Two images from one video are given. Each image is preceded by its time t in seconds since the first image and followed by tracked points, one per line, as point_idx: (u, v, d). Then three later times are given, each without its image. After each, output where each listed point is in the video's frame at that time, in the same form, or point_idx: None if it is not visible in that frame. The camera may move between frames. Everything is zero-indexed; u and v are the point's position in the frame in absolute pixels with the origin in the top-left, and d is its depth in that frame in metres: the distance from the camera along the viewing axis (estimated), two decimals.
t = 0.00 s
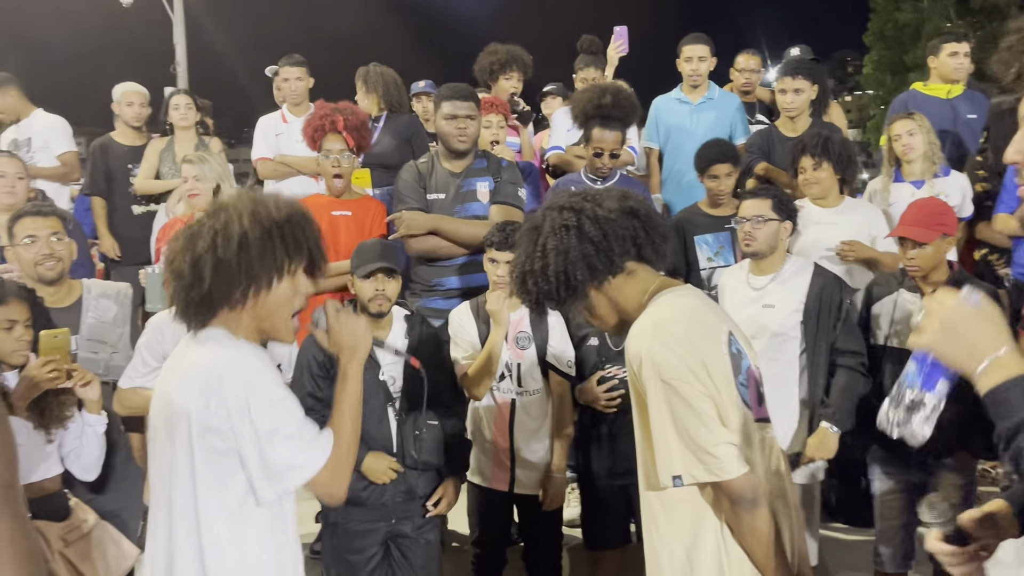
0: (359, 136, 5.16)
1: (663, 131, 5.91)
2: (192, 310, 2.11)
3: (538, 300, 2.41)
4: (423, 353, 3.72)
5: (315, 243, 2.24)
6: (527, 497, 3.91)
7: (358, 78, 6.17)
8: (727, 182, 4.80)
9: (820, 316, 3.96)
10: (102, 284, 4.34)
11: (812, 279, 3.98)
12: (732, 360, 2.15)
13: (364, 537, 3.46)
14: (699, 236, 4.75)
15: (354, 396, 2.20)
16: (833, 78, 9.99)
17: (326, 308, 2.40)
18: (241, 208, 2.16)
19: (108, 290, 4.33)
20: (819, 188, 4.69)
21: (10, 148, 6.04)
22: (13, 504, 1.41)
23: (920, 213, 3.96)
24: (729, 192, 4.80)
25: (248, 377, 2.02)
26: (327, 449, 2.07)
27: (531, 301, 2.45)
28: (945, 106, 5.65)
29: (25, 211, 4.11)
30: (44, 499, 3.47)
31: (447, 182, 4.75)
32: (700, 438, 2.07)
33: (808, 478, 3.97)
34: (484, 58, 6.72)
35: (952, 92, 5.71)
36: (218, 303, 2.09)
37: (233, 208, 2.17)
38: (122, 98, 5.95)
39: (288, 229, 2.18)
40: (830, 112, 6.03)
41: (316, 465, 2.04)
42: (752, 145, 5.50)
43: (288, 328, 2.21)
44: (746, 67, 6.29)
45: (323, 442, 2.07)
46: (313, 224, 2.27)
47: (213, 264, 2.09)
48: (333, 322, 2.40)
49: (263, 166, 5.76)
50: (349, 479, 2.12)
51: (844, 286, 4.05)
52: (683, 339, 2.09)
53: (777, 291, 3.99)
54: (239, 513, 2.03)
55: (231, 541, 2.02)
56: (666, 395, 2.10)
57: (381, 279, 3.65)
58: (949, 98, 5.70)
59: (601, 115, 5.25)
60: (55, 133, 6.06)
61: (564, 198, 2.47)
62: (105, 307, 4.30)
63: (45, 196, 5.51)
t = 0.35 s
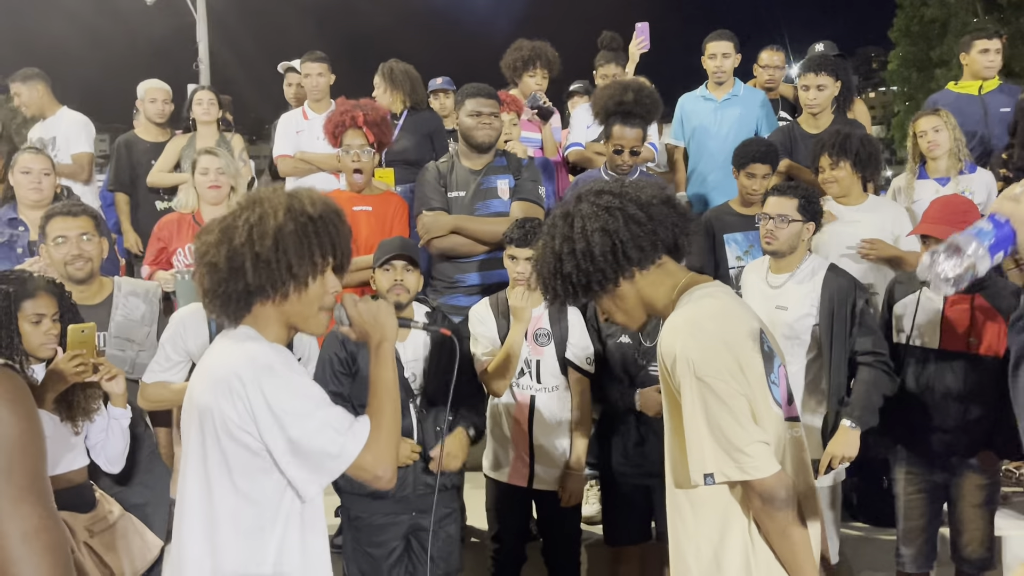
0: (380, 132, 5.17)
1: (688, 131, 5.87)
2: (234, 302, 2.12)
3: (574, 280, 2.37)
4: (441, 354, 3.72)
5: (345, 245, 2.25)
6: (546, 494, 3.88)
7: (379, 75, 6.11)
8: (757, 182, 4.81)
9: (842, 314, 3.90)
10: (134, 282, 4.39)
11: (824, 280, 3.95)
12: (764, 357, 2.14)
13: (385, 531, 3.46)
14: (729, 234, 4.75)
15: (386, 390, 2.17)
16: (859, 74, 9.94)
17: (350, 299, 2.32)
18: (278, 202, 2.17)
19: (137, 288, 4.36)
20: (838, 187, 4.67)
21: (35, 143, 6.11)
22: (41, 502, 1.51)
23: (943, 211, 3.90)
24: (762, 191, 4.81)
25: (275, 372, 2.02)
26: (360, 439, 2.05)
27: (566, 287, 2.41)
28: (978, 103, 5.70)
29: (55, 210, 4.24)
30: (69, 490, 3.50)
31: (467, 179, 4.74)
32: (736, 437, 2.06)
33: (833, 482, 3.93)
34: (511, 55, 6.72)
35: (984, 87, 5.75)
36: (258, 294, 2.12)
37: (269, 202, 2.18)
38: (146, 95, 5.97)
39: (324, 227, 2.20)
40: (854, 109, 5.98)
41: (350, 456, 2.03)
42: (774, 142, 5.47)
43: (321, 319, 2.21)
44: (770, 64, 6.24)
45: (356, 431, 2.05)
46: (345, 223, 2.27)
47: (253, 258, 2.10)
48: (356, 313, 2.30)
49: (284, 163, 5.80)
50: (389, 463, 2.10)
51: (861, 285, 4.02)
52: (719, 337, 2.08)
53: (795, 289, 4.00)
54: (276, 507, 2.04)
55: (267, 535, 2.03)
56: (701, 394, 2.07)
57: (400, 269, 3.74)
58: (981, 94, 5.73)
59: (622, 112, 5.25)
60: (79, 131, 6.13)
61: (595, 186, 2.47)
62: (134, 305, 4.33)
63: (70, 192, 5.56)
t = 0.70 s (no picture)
0: (375, 125, 5.15)
1: (681, 122, 5.90)
2: (236, 300, 2.14)
3: (567, 287, 2.40)
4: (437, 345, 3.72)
5: (347, 245, 2.25)
6: (542, 487, 3.91)
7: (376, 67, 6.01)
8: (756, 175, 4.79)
9: (842, 301, 3.95)
10: (144, 280, 4.41)
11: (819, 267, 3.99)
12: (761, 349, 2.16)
13: (385, 524, 3.48)
14: (730, 226, 4.76)
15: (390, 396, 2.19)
16: (858, 65, 9.92)
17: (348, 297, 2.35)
18: (281, 204, 2.19)
19: (148, 286, 4.37)
20: (831, 181, 4.66)
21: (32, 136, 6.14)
22: (30, 495, 1.35)
23: (936, 206, 3.91)
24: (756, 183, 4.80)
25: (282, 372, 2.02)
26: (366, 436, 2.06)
27: (558, 293, 2.46)
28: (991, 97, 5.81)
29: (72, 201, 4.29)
30: (68, 484, 3.52)
31: (466, 174, 4.74)
32: (743, 424, 2.07)
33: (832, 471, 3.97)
34: (508, 48, 6.71)
35: (1000, 83, 5.86)
36: (258, 294, 2.13)
37: (273, 202, 2.19)
38: (141, 87, 5.98)
39: (327, 227, 2.21)
40: (852, 101, 5.98)
41: (357, 456, 2.04)
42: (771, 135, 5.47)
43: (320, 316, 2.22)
44: (768, 56, 6.23)
45: (363, 427, 2.07)
46: (348, 224, 2.28)
47: (254, 258, 2.11)
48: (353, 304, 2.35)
49: (279, 155, 5.79)
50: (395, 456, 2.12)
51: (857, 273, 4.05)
52: (720, 329, 2.09)
53: (790, 284, 4.01)
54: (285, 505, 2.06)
55: (277, 532, 2.05)
56: (705, 383, 2.08)
57: (402, 271, 3.76)
58: (997, 88, 5.84)
59: (617, 105, 5.24)
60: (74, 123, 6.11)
61: (586, 186, 2.47)
62: (144, 303, 4.34)
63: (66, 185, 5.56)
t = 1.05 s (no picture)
0: (370, 113, 5.13)
1: (674, 114, 5.91)
2: (247, 285, 2.16)
3: (565, 271, 2.43)
4: (436, 331, 3.77)
5: (357, 227, 2.29)
6: (538, 478, 3.93)
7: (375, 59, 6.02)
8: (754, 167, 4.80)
9: (829, 296, 3.98)
10: (131, 265, 4.39)
11: (820, 260, 4.03)
12: (757, 344, 2.18)
13: (384, 514, 3.51)
14: (722, 220, 4.77)
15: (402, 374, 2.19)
16: (855, 59, 9.92)
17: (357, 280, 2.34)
18: (288, 186, 2.21)
19: (134, 271, 4.37)
20: (827, 176, 4.69)
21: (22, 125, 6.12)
22: (30, 482, 1.36)
23: (931, 198, 3.94)
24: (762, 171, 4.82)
25: (289, 357, 2.02)
26: (376, 421, 2.04)
27: (555, 275, 2.48)
28: (994, 90, 5.86)
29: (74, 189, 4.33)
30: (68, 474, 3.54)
31: (462, 168, 4.76)
32: (734, 420, 2.10)
33: (828, 464, 4.01)
34: (506, 40, 6.72)
35: (1005, 77, 5.87)
36: (269, 278, 2.15)
37: (280, 186, 2.21)
38: (138, 78, 5.99)
39: (335, 209, 2.23)
40: (849, 94, 6.00)
41: (366, 440, 2.01)
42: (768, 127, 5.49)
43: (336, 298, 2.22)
44: (765, 49, 6.23)
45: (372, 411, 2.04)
46: (355, 208, 2.31)
47: (262, 241, 2.13)
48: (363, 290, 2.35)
49: (277, 147, 5.79)
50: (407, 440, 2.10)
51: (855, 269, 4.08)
52: (713, 324, 2.10)
53: (790, 278, 4.04)
54: (298, 492, 2.05)
55: (291, 520, 2.05)
56: (698, 378, 2.10)
57: (398, 259, 3.76)
58: (1001, 83, 5.87)
59: (612, 97, 5.25)
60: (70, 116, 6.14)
61: (587, 169, 2.50)
62: (132, 288, 4.34)
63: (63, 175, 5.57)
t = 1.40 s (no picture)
0: (360, 108, 5.17)
1: (671, 111, 5.89)
2: (257, 276, 2.15)
3: (562, 268, 2.45)
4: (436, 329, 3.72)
5: (372, 219, 2.26)
6: (538, 474, 3.93)
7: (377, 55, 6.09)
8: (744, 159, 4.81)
9: (834, 292, 3.97)
10: (129, 259, 4.41)
11: (820, 260, 4.03)
12: (753, 340, 2.15)
13: (383, 509, 3.51)
14: (718, 216, 4.78)
15: (395, 378, 2.15)
16: (855, 57, 9.92)
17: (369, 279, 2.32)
18: (302, 179, 2.21)
19: (132, 265, 4.38)
20: (827, 173, 4.68)
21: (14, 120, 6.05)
22: (29, 477, 1.35)
23: (930, 196, 3.96)
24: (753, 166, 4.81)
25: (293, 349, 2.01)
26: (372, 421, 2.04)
27: (556, 273, 2.51)
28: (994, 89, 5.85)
29: (62, 188, 4.31)
30: (66, 467, 3.53)
31: (461, 163, 4.75)
32: (725, 418, 2.09)
33: (829, 462, 3.96)
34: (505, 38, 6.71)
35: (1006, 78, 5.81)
36: (280, 271, 2.13)
37: (295, 179, 2.22)
38: (137, 73, 5.98)
39: (348, 202, 2.22)
40: (849, 91, 5.99)
41: (361, 437, 2.02)
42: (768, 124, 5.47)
43: (343, 294, 2.22)
44: (765, 46, 6.22)
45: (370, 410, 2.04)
46: (372, 200, 2.30)
47: (275, 233, 2.13)
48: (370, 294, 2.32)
49: (276, 144, 5.77)
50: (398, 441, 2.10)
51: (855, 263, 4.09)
52: (708, 321, 2.10)
53: (792, 278, 4.05)
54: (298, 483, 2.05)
55: (294, 511, 2.06)
56: (690, 375, 2.11)
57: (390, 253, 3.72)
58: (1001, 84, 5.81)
59: (610, 94, 5.24)
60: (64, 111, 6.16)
61: (583, 169, 2.50)
62: (130, 281, 4.36)
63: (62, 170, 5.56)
